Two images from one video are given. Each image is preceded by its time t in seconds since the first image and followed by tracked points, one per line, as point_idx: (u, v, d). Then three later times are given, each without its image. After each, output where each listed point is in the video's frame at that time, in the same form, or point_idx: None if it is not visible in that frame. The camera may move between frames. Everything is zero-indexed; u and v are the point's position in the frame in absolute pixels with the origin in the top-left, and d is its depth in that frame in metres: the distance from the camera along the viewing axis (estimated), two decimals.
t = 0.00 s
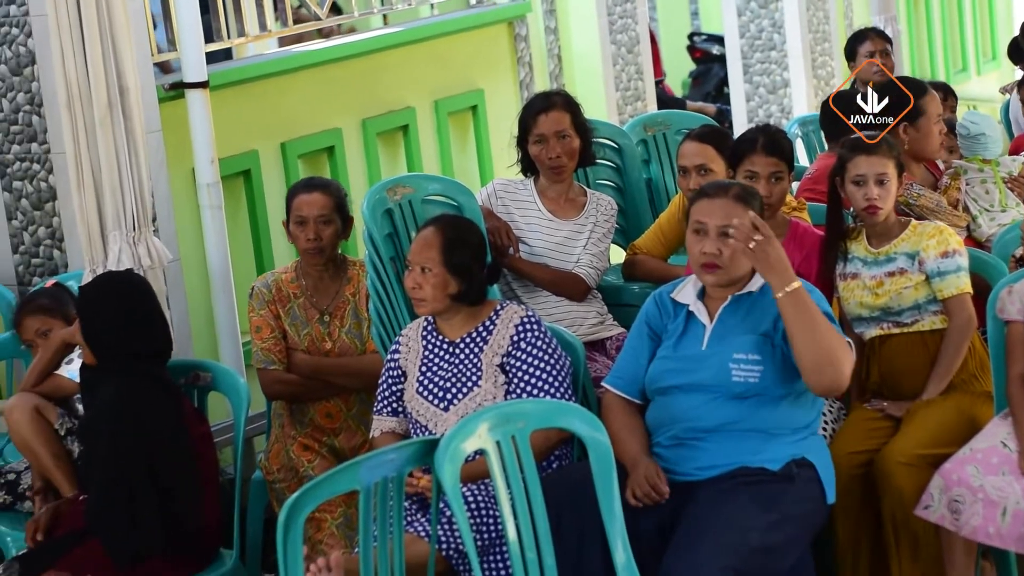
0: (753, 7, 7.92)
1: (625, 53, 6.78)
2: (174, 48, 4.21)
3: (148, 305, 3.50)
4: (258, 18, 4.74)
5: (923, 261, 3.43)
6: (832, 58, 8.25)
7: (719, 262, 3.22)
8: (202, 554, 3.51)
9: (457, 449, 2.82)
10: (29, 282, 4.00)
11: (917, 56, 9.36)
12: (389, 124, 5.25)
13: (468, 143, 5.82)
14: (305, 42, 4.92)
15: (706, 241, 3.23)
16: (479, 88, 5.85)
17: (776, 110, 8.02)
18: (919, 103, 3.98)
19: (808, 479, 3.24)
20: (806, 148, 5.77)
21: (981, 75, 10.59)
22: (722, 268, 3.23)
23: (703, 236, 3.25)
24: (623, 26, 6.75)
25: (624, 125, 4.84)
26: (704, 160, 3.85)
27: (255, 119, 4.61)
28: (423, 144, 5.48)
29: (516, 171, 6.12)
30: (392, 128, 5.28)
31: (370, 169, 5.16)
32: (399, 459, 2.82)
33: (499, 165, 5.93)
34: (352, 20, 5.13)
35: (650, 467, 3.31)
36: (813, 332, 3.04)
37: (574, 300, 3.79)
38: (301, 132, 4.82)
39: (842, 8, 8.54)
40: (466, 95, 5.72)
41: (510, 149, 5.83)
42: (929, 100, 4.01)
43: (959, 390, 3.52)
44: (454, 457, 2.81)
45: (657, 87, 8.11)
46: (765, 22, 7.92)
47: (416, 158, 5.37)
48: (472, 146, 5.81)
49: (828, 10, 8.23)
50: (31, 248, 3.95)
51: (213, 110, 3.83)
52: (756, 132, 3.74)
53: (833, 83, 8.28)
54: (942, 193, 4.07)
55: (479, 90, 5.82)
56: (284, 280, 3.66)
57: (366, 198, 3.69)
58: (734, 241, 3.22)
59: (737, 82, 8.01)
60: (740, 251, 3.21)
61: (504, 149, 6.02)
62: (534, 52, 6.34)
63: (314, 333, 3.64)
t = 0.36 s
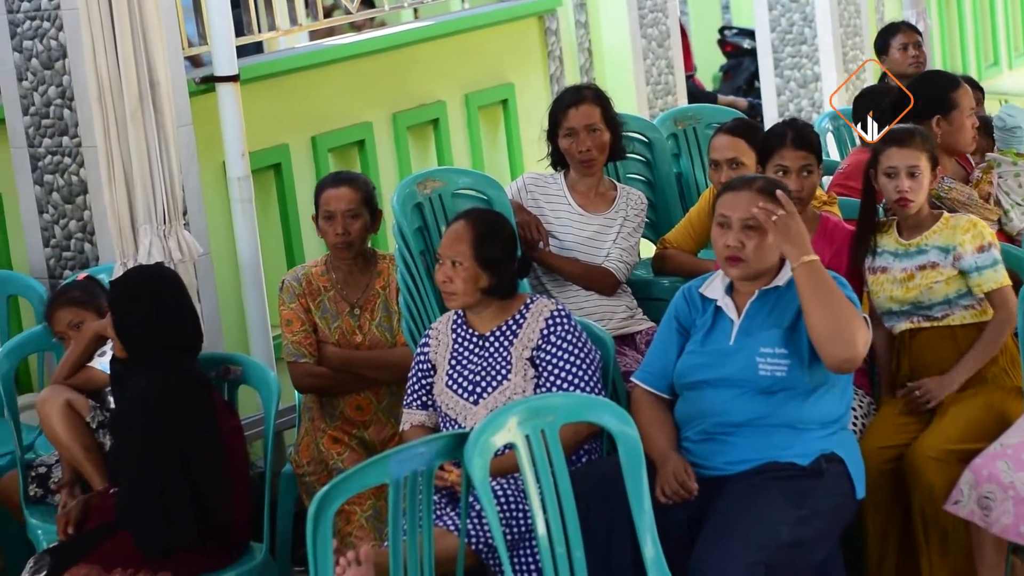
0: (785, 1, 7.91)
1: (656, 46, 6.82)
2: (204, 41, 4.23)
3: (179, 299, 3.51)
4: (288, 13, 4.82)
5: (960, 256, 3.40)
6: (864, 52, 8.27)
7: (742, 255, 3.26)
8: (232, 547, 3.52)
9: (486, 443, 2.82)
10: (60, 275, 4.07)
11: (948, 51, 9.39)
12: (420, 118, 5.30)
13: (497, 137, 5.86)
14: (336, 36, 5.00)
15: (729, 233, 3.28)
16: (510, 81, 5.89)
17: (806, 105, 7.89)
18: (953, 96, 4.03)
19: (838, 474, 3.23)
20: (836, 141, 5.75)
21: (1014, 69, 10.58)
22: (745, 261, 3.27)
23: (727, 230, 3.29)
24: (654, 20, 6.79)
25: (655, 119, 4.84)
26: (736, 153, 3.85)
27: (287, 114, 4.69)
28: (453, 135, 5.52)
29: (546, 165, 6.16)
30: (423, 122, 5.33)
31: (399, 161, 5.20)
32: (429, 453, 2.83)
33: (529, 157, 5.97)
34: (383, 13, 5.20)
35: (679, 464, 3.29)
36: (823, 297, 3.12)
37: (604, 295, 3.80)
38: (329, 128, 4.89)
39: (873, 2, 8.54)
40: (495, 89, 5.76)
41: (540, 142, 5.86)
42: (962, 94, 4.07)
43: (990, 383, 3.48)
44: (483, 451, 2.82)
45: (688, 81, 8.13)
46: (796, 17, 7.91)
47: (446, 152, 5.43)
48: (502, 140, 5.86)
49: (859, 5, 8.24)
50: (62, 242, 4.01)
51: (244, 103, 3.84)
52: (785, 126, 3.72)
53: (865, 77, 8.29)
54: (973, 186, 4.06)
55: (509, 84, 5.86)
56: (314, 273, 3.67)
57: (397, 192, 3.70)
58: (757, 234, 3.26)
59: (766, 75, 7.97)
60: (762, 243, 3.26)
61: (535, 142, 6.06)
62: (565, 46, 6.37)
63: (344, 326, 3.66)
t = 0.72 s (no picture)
0: None
1: (702, 34, 6.82)
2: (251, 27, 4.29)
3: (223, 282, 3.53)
4: None
5: (1010, 242, 3.40)
6: (910, 41, 8.24)
7: (778, 244, 3.25)
8: (274, 533, 3.53)
9: (527, 431, 2.81)
10: (104, 259, 4.18)
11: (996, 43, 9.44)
12: (466, 104, 5.34)
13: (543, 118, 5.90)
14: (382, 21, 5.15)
15: (765, 221, 3.27)
16: (554, 68, 5.94)
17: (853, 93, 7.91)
18: (999, 87, 4.07)
19: (880, 464, 3.21)
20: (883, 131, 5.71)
21: None
22: (781, 249, 3.25)
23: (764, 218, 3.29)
24: (700, 9, 6.77)
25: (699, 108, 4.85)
26: (781, 142, 3.86)
27: (334, 99, 4.74)
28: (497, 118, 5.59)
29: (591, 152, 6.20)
30: (468, 108, 5.37)
31: (444, 148, 5.23)
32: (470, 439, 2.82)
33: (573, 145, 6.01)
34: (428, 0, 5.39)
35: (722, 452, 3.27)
36: (866, 291, 3.11)
37: (648, 283, 3.80)
38: (370, 114, 4.90)
39: None
40: (540, 76, 5.80)
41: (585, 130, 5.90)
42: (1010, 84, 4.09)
43: None
44: (523, 439, 2.81)
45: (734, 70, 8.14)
46: (843, 5, 7.83)
47: (491, 139, 5.47)
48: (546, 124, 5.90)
49: None
50: (108, 227, 4.10)
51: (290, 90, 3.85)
52: (829, 116, 3.71)
53: (912, 66, 8.26)
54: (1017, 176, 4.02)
55: (555, 71, 5.90)
56: (358, 259, 3.69)
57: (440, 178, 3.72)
58: (793, 223, 3.25)
59: (812, 64, 7.88)
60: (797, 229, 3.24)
61: (578, 129, 6.11)
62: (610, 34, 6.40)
63: (387, 312, 3.67)
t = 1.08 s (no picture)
0: None
1: (755, 24, 6.87)
2: (304, 16, 4.47)
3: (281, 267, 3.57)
4: None
5: None
6: (965, 32, 8.20)
7: (820, 229, 3.26)
8: (327, 519, 3.52)
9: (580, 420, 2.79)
10: (158, 247, 4.31)
11: None
12: (519, 93, 5.43)
13: (595, 110, 5.96)
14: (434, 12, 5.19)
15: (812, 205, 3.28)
16: (607, 58, 6.00)
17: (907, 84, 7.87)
18: None
19: (934, 456, 3.19)
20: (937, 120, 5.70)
21: None
22: (823, 234, 3.26)
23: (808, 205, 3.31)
24: None
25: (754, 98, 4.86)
26: (836, 131, 4.03)
27: (386, 89, 4.86)
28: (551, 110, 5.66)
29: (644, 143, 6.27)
30: (521, 97, 5.46)
31: (498, 139, 5.33)
32: (523, 428, 2.81)
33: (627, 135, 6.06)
34: None
35: (774, 443, 3.27)
36: (915, 275, 3.09)
37: (701, 274, 3.82)
38: (422, 101, 5.00)
39: None
40: (593, 66, 5.87)
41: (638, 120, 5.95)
42: None
43: None
44: (576, 429, 2.78)
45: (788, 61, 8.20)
46: None
47: (545, 131, 5.53)
48: (600, 115, 5.96)
49: None
50: (161, 215, 4.23)
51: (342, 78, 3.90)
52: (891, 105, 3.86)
53: (967, 57, 8.26)
54: None
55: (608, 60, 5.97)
56: (410, 248, 3.71)
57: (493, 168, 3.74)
58: (835, 209, 3.25)
59: (866, 54, 7.91)
60: (840, 214, 3.24)
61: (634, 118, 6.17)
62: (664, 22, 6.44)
63: (439, 300, 3.69)
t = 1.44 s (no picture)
0: None
1: (798, 14, 6.87)
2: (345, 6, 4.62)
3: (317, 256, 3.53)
4: None
5: None
6: (1007, 21, 7.86)
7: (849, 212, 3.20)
8: (367, 505, 3.47)
9: (620, 408, 2.76)
10: (199, 235, 4.48)
11: None
12: (559, 83, 5.53)
13: (636, 99, 6.07)
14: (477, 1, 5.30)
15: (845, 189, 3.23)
16: (648, 46, 6.12)
17: (949, 73, 7.69)
18: None
19: (974, 445, 3.11)
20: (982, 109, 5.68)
21: None
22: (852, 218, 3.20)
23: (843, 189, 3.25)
24: None
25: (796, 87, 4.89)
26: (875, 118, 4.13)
27: (427, 78, 4.94)
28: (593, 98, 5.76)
29: (685, 130, 6.41)
30: (562, 86, 5.56)
31: (539, 126, 5.44)
32: (564, 416, 2.77)
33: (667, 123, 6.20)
34: None
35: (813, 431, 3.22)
36: (927, 271, 3.00)
37: (742, 262, 3.87)
38: (466, 91, 5.11)
39: None
40: (633, 55, 5.98)
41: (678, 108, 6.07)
42: None
43: None
44: (616, 417, 2.75)
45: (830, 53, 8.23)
46: None
47: (585, 115, 5.65)
48: (639, 102, 6.07)
49: None
50: (203, 203, 4.40)
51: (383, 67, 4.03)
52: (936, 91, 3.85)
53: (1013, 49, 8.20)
54: None
55: (648, 49, 6.09)
56: (450, 237, 3.72)
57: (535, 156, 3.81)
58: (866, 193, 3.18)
59: (910, 43, 7.72)
60: (870, 199, 3.17)
61: (673, 108, 6.28)
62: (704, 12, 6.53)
63: (479, 289, 3.69)
